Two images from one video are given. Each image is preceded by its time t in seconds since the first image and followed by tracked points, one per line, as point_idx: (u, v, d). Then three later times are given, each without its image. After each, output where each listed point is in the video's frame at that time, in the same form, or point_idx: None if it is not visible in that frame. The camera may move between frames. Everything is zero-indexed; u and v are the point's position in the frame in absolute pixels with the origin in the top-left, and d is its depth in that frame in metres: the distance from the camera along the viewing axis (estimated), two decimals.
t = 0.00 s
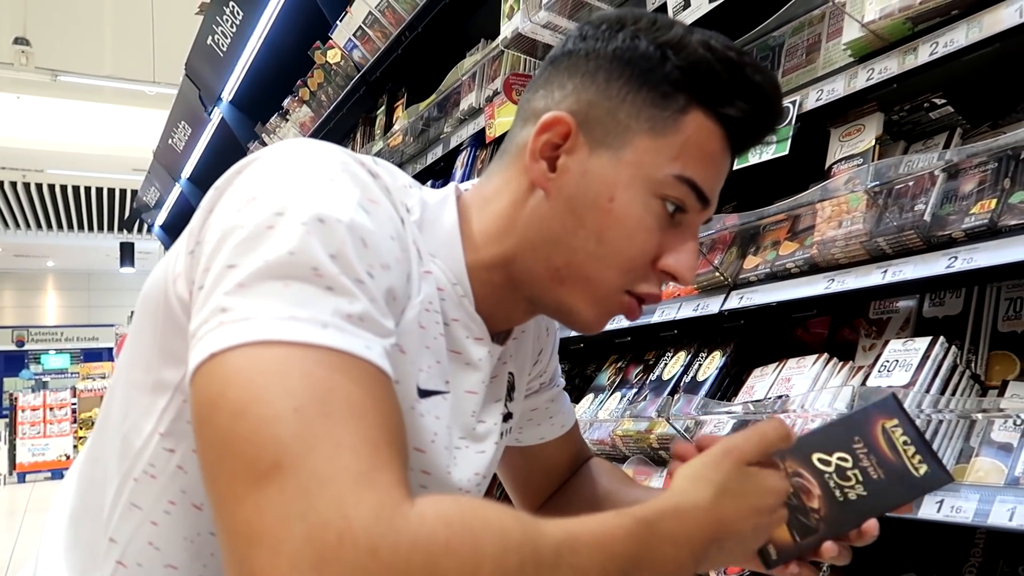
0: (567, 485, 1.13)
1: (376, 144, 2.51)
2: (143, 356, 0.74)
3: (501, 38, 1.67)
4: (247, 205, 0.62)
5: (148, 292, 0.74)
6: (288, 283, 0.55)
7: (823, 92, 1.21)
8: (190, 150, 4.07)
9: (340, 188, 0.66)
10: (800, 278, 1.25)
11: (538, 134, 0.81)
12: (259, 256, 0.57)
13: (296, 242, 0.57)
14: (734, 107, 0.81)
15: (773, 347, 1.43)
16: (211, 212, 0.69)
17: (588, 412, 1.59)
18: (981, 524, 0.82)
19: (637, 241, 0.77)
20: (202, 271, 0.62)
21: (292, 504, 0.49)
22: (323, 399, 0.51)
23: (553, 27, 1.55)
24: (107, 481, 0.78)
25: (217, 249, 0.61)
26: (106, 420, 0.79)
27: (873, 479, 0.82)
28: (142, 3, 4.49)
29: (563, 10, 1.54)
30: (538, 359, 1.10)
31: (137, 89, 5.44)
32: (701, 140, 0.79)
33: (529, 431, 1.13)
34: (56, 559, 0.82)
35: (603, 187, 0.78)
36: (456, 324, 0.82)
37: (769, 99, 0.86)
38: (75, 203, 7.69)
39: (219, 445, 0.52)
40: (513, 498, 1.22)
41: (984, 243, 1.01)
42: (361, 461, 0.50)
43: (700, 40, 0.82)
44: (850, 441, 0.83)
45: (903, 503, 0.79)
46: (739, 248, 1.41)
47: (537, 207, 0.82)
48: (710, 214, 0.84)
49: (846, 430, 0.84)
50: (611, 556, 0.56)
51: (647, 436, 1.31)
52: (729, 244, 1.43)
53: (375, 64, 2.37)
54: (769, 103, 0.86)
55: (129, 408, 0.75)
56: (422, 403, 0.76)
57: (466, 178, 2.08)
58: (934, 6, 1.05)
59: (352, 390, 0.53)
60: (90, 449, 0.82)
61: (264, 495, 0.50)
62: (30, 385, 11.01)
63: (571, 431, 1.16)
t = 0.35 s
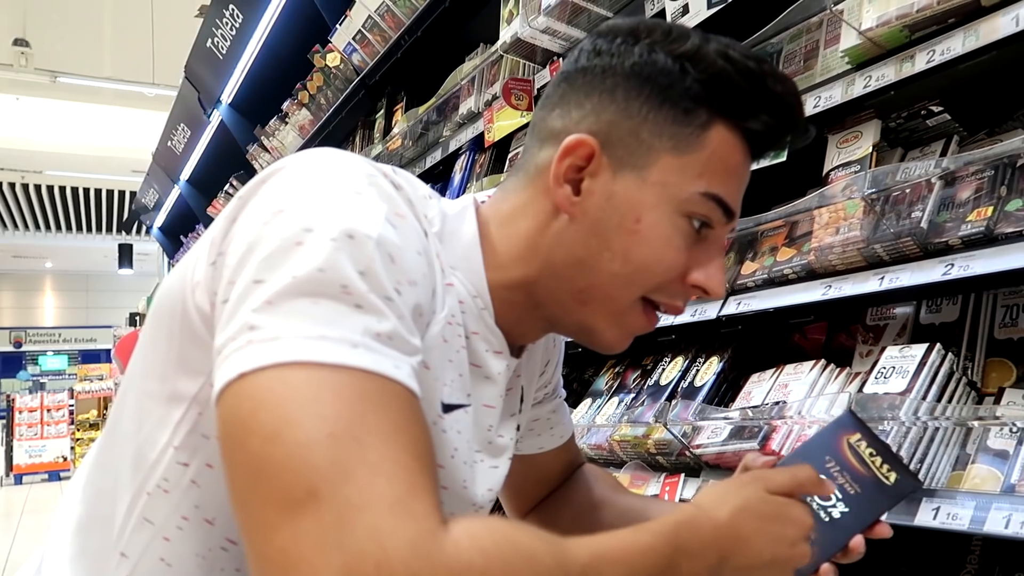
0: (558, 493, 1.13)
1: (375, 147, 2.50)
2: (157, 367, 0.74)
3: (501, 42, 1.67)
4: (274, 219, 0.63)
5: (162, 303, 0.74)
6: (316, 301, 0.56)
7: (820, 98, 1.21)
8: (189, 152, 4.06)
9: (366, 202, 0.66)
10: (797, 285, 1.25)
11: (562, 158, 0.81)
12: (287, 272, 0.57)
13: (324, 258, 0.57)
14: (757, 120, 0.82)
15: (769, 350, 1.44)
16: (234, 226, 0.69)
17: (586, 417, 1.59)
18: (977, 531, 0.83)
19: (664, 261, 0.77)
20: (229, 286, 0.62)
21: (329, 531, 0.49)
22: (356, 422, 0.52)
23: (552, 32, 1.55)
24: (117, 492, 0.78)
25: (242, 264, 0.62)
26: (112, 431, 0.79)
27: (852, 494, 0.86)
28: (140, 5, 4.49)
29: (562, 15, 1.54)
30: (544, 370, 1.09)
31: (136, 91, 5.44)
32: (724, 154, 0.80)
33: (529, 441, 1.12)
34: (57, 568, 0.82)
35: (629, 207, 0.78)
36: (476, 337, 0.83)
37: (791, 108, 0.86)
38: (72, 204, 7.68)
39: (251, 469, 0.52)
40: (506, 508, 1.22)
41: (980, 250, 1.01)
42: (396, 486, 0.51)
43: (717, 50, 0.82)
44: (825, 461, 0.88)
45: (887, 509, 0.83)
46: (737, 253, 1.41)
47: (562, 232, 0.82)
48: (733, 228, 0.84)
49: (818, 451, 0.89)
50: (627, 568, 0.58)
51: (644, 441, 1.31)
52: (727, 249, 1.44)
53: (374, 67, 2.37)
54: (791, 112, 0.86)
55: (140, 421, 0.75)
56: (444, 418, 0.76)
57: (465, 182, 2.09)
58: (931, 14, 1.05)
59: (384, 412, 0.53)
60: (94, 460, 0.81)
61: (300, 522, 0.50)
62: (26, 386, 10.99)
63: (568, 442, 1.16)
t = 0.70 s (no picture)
0: (556, 495, 1.13)
1: (374, 151, 2.50)
2: (168, 375, 0.74)
3: (499, 46, 1.68)
4: (291, 225, 0.63)
5: (173, 311, 0.74)
6: (335, 308, 0.56)
7: (819, 98, 1.21)
8: (190, 157, 4.07)
9: (381, 208, 0.66)
10: (796, 285, 1.25)
11: (566, 159, 0.80)
12: (304, 278, 0.57)
13: (341, 265, 0.58)
14: (760, 123, 0.82)
15: (769, 353, 1.44)
16: (247, 232, 0.69)
17: (586, 420, 1.59)
18: (979, 531, 0.82)
19: (669, 263, 0.78)
20: (245, 293, 0.62)
21: (356, 542, 0.50)
22: (379, 431, 0.52)
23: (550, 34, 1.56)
24: (127, 501, 0.78)
25: (259, 270, 0.62)
26: (123, 440, 0.79)
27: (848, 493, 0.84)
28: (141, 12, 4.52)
29: (560, 17, 1.54)
30: (547, 373, 1.09)
31: (137, 97, 5.46)
32: (727, 156, 0.80)
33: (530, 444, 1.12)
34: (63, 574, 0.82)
35: (633, 210, 0.78)
36: (488, 340, 0.83)
37: (795, 112, 0.86)
38: (74, 210, 7.70)
39: (274, 479, 0.52)
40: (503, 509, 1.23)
41: (979, 250, 1.00)
42: (422, 496, 0.51)
43: (720, 53, 0.82)
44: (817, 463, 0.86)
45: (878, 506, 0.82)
46: (737, 254, 1.41)
47: (564, 231, 0.82)
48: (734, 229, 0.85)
49: (810, 454, 0.87)
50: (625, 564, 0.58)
51: (645, 443, 1.30)
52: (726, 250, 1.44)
53: (374, 71, 2.37)
54: (795, 115, 0.86)
55: (151, 428, 0.75)
56: (458, 422, 0.76)
57: (465, 185, 2.09)
58: (929, 14, 1.05)
59: (405, 420, 0.54)
60: (101, 469, 0.81)
61: (326, 532, 0.50)
62: (29, 392, 11.01)
63: (567, 445, 1.16)
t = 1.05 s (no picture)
0: (563, 495, 1.13)
1: (377, 149, 2.50)
2: (168, 369, 0.75)
3: (503, 43, 1.67)
4: (282, 222, 0.63)
5: (174, 306, 0.75)
6: (320, 303, 0.56)
7: (823, 97, 1.21)
8: (192, 155, 4.08)
9: (374, 204, 0.66)
10: (799, 284, 1.25)
11: (570, 155, 0.81)
12: (292, 274, 0.58)
13: (328, 261, 0.58)
14: (765, 122, 0.82)
15: (772, 352, 1.43)
16: (243, 228, 0.69)
17: (588, 418, 1.59)
18: (981, 530, 0.82)
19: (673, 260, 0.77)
20: (235, 288, 0.63)
21: (326, 532, 0.50)
22: (356, 425, 0.52)
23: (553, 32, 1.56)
24: (128, 492, 0.78)
25: (250, 265, 0.62)
26: (125, 433, 0.80)
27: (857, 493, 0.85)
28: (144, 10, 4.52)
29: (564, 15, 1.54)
30: (554, 372, 1.09)
31: (140, 94, 5.46)
32: (732, 156, 0.80)
33: (537, 443, 1.12)
34: (65, 568, 0.82)
35: (636, 208, 0.78)
36: (487, 340, 0.83)
37: (801, 112, 0.85)
38: (78, 208, 7.72)
39: (252, 469, 0.53)
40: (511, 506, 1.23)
41: (982, 249, 1.00)
42: (395, 487, 0.51)
43: (725, 53, 0.82)
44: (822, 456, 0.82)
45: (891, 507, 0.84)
46: (740, 253, 1.41)
47: (569, 231, 0.82)
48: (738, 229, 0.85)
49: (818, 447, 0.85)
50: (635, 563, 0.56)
51: (647, 441, 1.30)
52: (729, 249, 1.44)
53: (377, 69, 2.37)
54: (801, 115, 0.85)
55: (152, 421, 0.75)
56: (455, 421, 0.76)
57: (468, 183, 2.09)
58: (933, 12, 1.05)
59: (385, 415, 0.54)
60: (104, 461, 0.82)
61: (298, 521, 0.51)
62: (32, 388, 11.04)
63: (575, 444, 1.16)
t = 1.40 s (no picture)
0: (566, 485, 1.14)
1: (379, 142, 2.49)
2: (170, 358, 0.75)
3: (505, 36, 1.67)
4: (281, 210, 0.63)
5: (176, 297, 0.75)
6: (319, 289, 0.56)
7: (826, 89, 1.20)
8: (194, 148, 4.08)
9: (372, 194, 0.66)
10: (801, 276, 1.25)
11: (558, 144, 0.81)
12: (291, 261, 0.58)
13: (327, 248, 0.58)
14: (753, 101, 0.82)
15: (776, 345, 1.44)
16: (241, 217, 0.69)
17: (591, 410, 1.60)
18: (984, 522, 0.82)
19: (665, 246, 0.77)
20: (234, 275, 0.63)
21: (326, 513, 0.50)
22: (355, 407, 0.52)
23: (556, 25, 1.55)
24: (130, 482, 0.78)
25: (249, 252, 0.62)
26: (128, 422, 0.80)
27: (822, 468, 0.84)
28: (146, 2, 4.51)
29: (567, 7, 1.53)
30: (553, 362, 1.09)
31: (142, 88, 5.46)
32: (722, 138, 0.79)
33: (537, 435, 1.12)
34: (69, 558, 0.82)
35: (626, 194, 0.78)
36: (483, 328, 0.83)
37: (789, 89, 0.85)
38: (80, 201, 7.72)
39: (251, 453, 0.53)
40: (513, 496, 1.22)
41: (987, 241, 1.00)
42: (395, 468, 0.51)
43: (712, 35, 0.82)
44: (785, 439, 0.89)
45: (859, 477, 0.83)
46: (742, 245, 1.41)
47: (560, 220, 0.82)
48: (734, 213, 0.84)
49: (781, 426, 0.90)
50: (631, 562, 0.57)
51: (649, 434, 1.30)
52: (732, 241, 1.44)
53: (379, 61, 2.37)
54: (789, 93, 0.86)
55: (155, 410, 0.76)
56: (451, 406, 0.77)
57: (471, 176, 2.09)
58: (938, 4, 1.05)
59: (384, 397, 0.54)
60: (108, 450, 0.82)
61: (298, 503, 0.51)
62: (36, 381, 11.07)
63: (577, 436, 1.16)
